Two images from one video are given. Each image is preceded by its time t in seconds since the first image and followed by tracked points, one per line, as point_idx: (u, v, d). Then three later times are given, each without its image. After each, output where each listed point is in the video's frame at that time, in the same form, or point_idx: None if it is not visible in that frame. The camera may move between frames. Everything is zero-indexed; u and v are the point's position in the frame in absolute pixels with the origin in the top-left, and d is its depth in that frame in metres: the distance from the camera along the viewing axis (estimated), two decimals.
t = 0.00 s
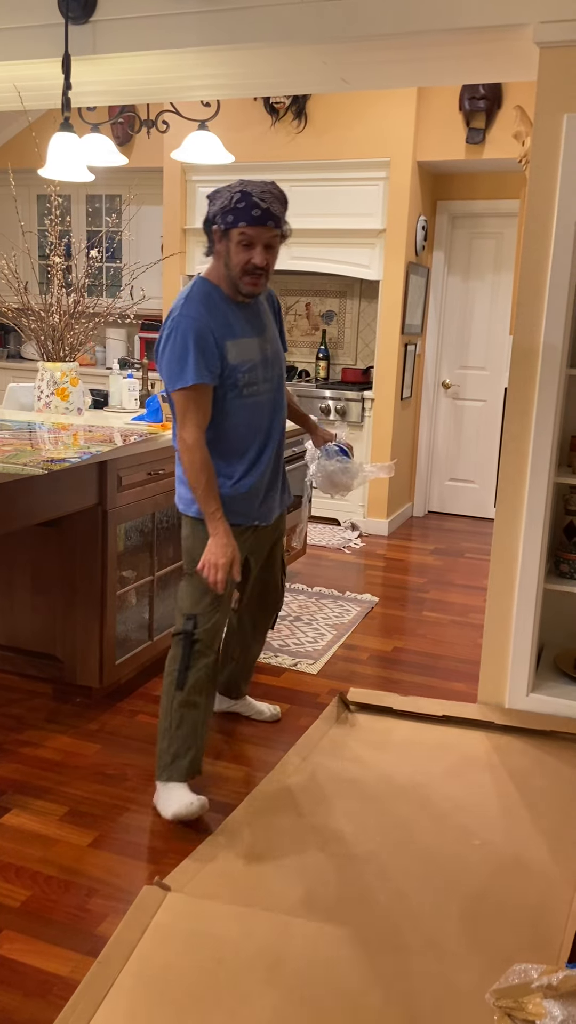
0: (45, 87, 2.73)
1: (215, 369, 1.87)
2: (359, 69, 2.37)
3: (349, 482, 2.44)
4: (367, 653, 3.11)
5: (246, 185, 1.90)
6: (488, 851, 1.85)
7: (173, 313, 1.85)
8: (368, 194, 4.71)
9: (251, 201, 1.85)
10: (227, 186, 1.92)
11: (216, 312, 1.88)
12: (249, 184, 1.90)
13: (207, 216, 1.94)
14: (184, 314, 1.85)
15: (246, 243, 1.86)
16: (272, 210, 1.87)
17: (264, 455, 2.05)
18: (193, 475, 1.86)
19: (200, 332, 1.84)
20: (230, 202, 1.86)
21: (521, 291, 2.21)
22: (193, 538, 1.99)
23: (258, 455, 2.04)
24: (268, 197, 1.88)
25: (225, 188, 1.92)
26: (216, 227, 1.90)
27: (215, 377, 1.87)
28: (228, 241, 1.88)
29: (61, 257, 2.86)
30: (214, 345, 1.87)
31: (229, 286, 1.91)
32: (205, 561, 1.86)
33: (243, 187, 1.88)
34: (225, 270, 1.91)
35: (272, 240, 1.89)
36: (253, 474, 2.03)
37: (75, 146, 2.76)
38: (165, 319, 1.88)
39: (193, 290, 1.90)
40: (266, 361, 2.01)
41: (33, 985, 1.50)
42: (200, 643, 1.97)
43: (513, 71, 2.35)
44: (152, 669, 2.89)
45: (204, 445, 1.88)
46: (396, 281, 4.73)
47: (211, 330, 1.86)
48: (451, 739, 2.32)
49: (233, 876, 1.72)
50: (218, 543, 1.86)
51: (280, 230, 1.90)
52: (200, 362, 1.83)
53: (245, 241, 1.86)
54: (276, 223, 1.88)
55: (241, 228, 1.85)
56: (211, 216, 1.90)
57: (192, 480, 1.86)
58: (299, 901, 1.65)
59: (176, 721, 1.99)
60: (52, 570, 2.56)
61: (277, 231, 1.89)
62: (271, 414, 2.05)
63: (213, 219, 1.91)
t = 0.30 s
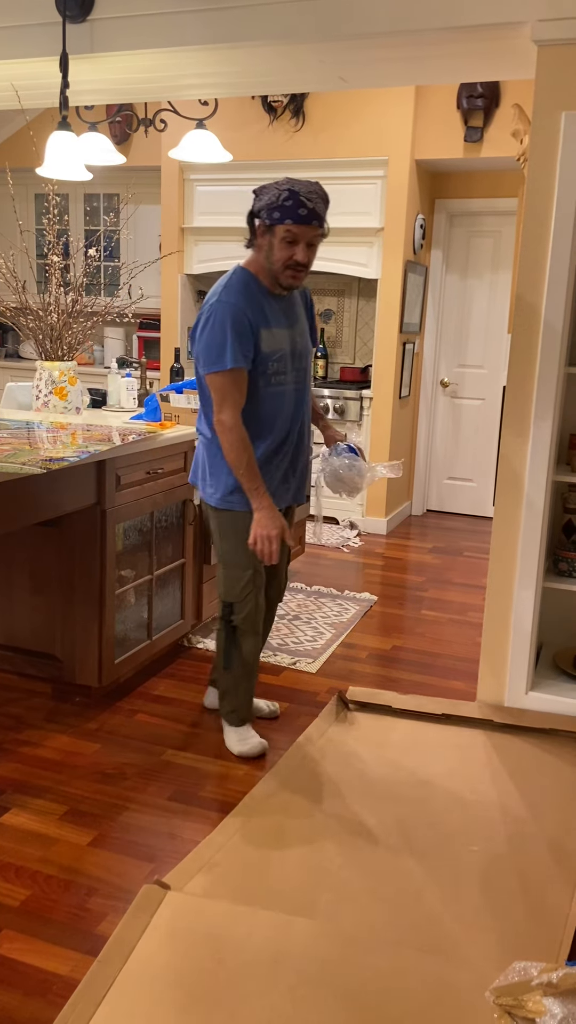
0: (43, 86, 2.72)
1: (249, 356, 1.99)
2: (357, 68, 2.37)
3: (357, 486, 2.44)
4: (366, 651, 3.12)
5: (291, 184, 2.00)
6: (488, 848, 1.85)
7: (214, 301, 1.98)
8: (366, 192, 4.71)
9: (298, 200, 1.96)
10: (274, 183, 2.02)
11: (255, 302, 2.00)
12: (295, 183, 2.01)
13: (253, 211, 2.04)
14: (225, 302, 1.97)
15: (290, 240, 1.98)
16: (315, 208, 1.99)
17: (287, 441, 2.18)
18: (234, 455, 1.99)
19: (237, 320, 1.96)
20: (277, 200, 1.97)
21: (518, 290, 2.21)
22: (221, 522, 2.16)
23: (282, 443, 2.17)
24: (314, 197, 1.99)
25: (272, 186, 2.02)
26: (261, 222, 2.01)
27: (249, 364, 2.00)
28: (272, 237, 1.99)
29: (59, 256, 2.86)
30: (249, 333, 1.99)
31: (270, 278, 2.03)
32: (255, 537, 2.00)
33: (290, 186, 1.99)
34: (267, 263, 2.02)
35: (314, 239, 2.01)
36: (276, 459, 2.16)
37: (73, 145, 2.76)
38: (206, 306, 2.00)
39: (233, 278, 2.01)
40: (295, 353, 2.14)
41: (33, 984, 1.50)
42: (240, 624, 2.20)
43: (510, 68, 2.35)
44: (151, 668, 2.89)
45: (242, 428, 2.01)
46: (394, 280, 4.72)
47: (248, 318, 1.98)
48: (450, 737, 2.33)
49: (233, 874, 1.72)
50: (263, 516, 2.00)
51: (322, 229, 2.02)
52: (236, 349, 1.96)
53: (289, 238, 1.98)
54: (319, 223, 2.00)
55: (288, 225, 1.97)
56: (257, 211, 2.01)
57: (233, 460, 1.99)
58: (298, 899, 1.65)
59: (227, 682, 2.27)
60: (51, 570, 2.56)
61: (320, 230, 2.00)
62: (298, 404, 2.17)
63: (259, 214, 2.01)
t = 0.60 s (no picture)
0: (39, 85, 2.72)
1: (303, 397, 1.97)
2: (354, 66, 2.37)
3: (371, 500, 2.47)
4: (365, 650, 3.12)
5: (375, 244, 1.91)
6: (487, 846, 1.86)
7: (279, 338, 1.91)
8: (364, 191, 4.72)
9: (386, 271, 1.88)
10: (357, 238, 1.91)
11: (311, 343, 1.96)
12: (379, 244, 1.91)
13: (332, 261, 1.92)
14: (286, 345, 1.91)
15: (369, 306, 1.92)
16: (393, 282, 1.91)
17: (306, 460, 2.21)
18: (293, 493, 1.98)
19: (300, 365, 1.92)
20: (366, 267, 1.87)
21: (517, 289, 2.21)
22: (234, 521, 2.18)
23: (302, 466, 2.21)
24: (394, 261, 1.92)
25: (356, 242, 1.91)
26: (339, 281, 1.90)
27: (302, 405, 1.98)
28: (352, 299, 1.91)
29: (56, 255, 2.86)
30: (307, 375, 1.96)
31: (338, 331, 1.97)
32: (307, 562, 2.08)
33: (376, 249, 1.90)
34: (333, 319, 1.96)
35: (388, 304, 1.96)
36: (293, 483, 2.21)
37: (70, 143, 2.75)
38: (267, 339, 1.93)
39: (295, 316, 1.95)
40: (335, 383, 2.13)
41: (34, 984, 1.50)
42: (248, 619, 2.21)
43: (508, 67, 2.35)
44: (150, 668, 2.89)
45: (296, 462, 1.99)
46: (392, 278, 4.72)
47: (307, 362, 1.95)
48: (449, 735, 2.33)
49: (233, 873, 1.72)
50: (318, 550, 2.06)
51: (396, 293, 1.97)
52: (294, 394, 1.92)
53: (370, 306, 1.92)
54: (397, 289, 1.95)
55: (372, 295, 1.89)
56: (338, 267, 1.90)
57: (289, 499, 1.99)
58: (298, 897, 1.66)
59: (230, 679, 2.28)
60: (50, 569, 2.56)
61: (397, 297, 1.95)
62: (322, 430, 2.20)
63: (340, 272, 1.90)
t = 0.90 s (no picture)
0: (35, 83, 2.71)
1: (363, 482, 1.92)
2: (351, 63, 2.36)
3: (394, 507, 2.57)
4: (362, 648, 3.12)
5: (461, 376, 1.75)
6: (485, 843, 1.86)
7: (352, 433, 1.83)
8: (360, 189, 4.71)
9: (463, 412, 1.75)
10: (446, 368, 1.75)
11: (379, 439, 1.89)
12: (464, 378, 1.75)
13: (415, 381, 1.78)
14: (356, 448, 1.85)
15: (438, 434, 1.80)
16: (472, 412, 1.77)
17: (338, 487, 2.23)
18: (353, 571, 1.96)
19: (365, 461, 1.87)
20: (446, 407, 1.73)
21: (514, 287, 2.21)
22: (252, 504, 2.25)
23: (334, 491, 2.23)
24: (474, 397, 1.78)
25: (443, 371, 1.75)
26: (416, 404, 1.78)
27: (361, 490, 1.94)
28: (424, 423, 1.79)
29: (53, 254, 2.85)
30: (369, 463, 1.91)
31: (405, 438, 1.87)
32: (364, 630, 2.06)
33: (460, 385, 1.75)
34: (402, 427, 1.86)
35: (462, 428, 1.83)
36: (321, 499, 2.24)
37: (66, 142, 2.75)
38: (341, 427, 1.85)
39: (371, 412, 1.85)
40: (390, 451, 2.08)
41: (32, 982, 1.50)
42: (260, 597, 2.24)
43: (504, 64, 2.34)
44: (148, 667, 2.89)
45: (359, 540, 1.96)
46: (389, 275, 4.71)
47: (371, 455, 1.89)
48: (447, 732, 2.34)
49: (231, 871, 1.72)
50: (373, 626, 2.05)
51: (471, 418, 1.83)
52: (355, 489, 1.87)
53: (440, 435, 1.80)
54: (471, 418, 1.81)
55: (444, 429, 1.77)
56: (419, 391, 1.76)
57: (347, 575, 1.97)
58: (297, 895, 1.66)
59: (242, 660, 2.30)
60: (47, 568, 2.55)
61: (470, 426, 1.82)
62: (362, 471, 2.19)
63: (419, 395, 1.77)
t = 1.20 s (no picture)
0: (30, 81, 2.70)
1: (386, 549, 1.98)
2: (345, 62, 2.36)
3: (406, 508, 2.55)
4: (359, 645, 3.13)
5: (478, 473, 1.74)
6: (482, 839, 1.86)
7: (377, 514, 1.87)
8: (356, 186, 4.71)
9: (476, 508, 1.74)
10: (465, 460, 1.74)
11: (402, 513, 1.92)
12: (480, 479, 1.74)
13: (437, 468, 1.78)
14: (381, 532, 1.89)
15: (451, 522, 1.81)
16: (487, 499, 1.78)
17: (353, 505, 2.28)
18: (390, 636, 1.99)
19: (390, 536, 1.91)
20: (458, 501, 1.74)
21: (509, 286, 2.21)
22: (264, 507, 2.27)
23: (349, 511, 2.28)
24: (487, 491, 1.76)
25: (461, 467, 1.74)
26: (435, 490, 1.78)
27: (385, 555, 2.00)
28: (439, 510, 1.80)
29: (49, 252, 2.84)
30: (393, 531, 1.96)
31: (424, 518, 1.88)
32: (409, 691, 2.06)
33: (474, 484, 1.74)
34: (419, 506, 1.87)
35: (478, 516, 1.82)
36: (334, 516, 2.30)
37: (61, 140, 2.74)
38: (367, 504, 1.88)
39: (395, 493, 1.87)
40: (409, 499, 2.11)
41: (30, 980, 1.51)
42: (272, 595, 2.27)
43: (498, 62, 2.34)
44: (145, 665, 2.89)
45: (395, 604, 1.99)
46: (386, 274, 4.71)
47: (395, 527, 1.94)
48: (443, 728, 2.34)
49: (228, 868, 1.73)
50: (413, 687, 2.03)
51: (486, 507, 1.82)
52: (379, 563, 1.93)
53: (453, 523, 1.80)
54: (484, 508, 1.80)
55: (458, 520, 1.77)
56: (438, 481, 1.76)
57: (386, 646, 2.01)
58: (294, 893, 1.66)
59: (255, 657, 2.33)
60: (44, 567, 2.56)
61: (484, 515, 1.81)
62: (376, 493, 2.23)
63: (438, 485, 1.77)
